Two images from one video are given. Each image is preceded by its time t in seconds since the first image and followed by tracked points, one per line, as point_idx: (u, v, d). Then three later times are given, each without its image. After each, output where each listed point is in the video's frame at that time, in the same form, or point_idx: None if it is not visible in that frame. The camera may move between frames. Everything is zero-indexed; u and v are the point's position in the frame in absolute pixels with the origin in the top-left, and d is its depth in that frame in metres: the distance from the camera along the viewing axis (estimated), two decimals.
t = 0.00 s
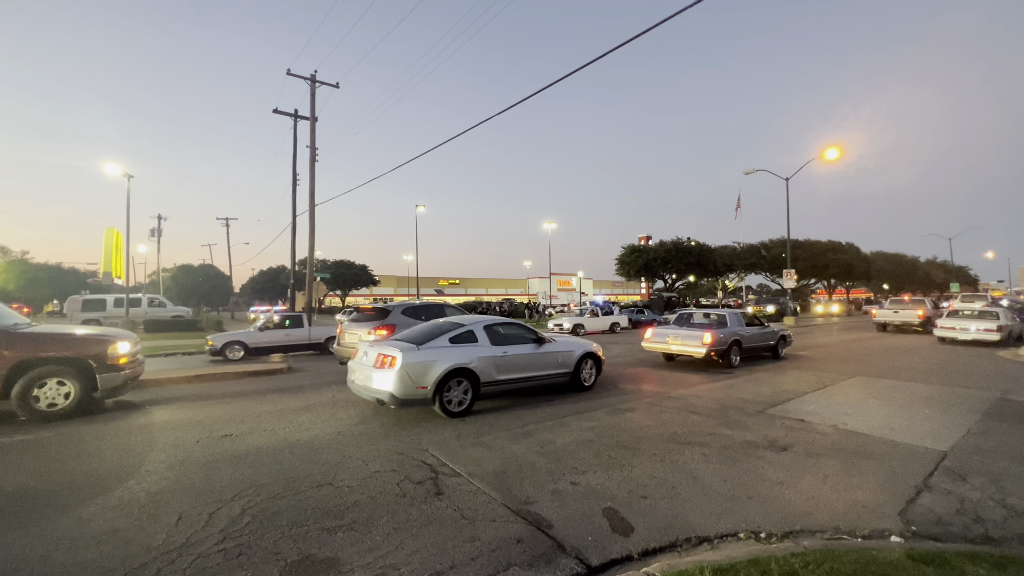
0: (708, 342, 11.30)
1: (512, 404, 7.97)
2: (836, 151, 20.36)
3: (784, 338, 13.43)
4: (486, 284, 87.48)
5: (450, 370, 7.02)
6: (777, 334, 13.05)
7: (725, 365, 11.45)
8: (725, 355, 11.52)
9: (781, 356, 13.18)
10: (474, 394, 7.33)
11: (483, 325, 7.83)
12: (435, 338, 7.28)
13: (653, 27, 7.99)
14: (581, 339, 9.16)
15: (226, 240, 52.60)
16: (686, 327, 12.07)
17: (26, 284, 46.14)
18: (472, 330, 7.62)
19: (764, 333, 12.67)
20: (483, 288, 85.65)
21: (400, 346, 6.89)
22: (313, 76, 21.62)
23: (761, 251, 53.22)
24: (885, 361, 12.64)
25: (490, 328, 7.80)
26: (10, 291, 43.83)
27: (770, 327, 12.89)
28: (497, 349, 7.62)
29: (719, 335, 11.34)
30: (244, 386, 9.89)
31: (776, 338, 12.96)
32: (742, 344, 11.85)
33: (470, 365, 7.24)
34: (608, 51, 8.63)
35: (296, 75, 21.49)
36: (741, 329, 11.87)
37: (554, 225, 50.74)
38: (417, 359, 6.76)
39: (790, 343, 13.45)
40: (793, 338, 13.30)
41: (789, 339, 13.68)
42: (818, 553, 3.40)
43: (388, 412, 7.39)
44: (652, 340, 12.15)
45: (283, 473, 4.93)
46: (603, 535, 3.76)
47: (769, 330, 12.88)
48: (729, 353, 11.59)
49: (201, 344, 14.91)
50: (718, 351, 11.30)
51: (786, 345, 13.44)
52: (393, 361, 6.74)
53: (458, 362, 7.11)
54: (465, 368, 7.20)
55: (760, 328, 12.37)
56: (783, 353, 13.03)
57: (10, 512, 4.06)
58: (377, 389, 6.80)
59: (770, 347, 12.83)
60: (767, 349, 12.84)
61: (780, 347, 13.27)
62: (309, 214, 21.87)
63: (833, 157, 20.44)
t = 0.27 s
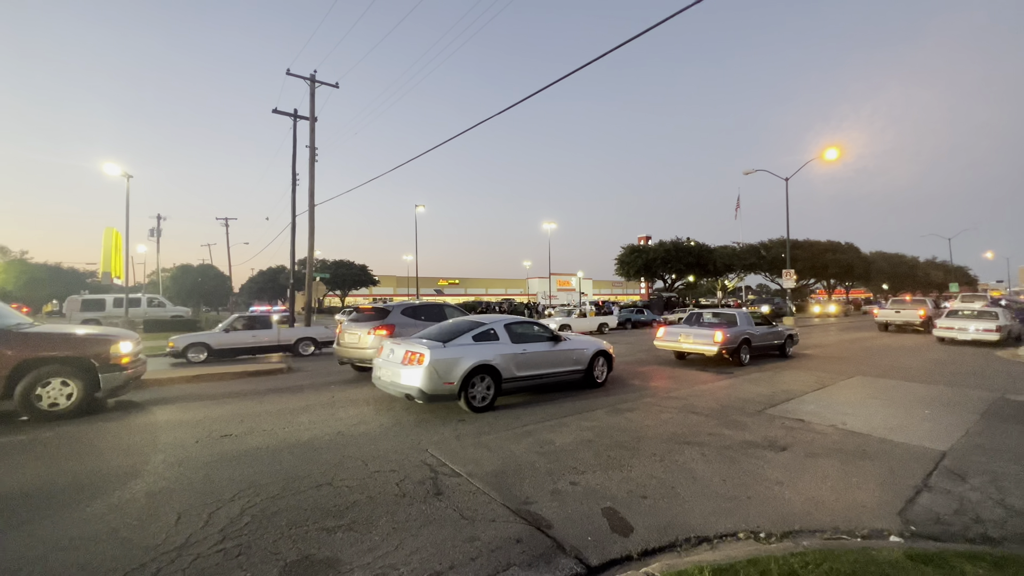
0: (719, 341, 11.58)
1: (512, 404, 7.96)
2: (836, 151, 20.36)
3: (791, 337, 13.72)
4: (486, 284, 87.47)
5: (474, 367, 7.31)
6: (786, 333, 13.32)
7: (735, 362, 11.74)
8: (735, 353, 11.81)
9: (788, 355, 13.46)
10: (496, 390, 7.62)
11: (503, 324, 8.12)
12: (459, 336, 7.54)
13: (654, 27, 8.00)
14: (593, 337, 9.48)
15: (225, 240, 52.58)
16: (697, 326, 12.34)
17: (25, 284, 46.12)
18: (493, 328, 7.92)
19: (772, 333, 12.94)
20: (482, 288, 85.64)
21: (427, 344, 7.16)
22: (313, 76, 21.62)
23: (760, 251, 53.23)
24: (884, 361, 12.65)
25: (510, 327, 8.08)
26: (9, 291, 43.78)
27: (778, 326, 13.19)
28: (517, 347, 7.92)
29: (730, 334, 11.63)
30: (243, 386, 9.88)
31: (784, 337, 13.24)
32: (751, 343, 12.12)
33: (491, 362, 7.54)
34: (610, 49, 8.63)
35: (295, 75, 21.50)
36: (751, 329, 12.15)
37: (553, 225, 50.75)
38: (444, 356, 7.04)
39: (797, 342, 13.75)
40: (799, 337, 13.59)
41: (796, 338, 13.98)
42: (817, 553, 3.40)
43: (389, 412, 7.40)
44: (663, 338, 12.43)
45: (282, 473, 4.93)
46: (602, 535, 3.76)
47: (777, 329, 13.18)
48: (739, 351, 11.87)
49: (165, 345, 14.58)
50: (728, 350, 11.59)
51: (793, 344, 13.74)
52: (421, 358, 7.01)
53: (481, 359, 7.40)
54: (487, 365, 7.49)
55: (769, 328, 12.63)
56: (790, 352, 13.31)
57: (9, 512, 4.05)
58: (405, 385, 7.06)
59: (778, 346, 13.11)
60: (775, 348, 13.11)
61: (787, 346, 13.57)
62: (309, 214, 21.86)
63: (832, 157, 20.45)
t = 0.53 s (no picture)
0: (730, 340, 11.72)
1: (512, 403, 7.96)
2: (836, 151, 20.38)
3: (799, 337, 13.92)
4: (485, 284, 87.52)
5: (498, 364, 7.60)
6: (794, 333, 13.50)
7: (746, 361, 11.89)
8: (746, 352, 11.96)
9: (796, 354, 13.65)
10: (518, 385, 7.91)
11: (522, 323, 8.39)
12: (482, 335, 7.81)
13: (655, 26, 8.01)
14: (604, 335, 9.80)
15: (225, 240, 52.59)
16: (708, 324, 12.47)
17: (25, 283, 46.11)
18: (514, 327, 8.20)
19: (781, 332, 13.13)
20: (482, 288, 85.66)
21: (453, 342, 7.42)
22: (313, 77, 21.63)
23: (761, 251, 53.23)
24: (884, 361, 12.65)
25: (529, 325, 8.36)
26: (9, 291, 43.77)
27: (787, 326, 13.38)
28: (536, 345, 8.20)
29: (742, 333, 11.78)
30: (243, 385, 9.88)
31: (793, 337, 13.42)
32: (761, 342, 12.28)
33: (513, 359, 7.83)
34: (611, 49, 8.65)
35: (296, 75, 21.51)
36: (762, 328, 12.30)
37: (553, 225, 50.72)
38: (470, 354, 7.32)
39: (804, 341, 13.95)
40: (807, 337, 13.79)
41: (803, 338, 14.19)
42: (817, 553, 3.40)
43: (390, 412, 7.39)
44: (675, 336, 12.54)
45: (282, 473, 4.93)
46: (602, 534, 3.76)
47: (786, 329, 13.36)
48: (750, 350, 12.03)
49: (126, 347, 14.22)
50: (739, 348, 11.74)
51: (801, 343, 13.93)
52: (449, 355, 7.28)
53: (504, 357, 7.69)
54: (510, 362, 7.78)
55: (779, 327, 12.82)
56: (798, 351, 13.51)
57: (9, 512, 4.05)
58: (432, 380, 7.32)
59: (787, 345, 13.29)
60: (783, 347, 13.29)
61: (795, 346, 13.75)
62: (309, 214, 21.86)
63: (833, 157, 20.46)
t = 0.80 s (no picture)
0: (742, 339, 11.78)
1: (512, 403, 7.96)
2: (837, 152, 20.36)
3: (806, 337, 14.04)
4: (486, 284, 87.53)
5: (522, 361, 7.85)
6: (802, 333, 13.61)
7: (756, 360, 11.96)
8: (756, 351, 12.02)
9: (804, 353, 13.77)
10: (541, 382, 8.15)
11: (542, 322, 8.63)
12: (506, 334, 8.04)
13: (656, 27, 8.01)
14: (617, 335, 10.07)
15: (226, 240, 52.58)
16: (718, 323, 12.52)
17: (25, 283, 46.10)
18: (536, 326, 8.43)
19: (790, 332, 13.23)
20: (482, 288, 85.64)
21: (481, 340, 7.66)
22: (314, 76, 21.63)
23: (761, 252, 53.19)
24: (884, 361, 12.65)
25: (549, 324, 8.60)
26: (9, 291, 43.78)
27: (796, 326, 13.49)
28: (557, 343, 8.45)
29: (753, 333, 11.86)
30: (244, 385, 9.87)
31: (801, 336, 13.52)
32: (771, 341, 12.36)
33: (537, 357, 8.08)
34: (611, 50, 8.68)
35: (296, 74, 21.50)
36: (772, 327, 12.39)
37: (554, 225, 50.63)
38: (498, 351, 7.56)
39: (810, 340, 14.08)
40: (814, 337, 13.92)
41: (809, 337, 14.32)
42: (818, 553, 3.40)
43: (390, 412, 7.39)
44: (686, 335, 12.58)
45: (283, 473, 4.94)
46: (602, 535, 3.76)
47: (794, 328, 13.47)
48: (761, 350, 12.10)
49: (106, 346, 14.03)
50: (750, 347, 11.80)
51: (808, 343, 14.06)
52: (478, 352, 7.53)
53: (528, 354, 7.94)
54: (533, 359, 8.02)
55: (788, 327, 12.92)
56: (806, 349, 13.65)
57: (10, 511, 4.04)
58: (462, 377, 7.55)
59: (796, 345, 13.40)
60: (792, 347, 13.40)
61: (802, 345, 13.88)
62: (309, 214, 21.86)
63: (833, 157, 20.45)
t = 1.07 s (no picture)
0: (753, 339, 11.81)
1: (513, 404, 7.96)
2: (838, 152, 20.34)
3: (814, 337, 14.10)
4: (486, 284, 87.52)
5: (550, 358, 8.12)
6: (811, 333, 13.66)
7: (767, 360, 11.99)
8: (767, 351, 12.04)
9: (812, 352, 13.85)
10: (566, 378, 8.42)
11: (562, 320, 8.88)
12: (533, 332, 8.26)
13: (658, 27, 8.01)
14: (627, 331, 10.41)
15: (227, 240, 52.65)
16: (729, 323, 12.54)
17: (26, 283, 46.16)
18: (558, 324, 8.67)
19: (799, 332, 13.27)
20: (483, 289, 85.65)
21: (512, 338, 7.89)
22: (315, 77, 21.65)
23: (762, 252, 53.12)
24: (885, 362, 12.62)
25: (570, 322, 8.85)
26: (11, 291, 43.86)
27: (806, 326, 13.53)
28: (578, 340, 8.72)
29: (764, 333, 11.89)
30: (245, 385, 9.88)
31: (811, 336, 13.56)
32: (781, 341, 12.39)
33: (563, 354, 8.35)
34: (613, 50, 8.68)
35: (297, 75, 21.54)
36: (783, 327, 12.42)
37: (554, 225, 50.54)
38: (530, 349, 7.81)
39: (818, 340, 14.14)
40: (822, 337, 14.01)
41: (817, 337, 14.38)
42: (819, 555, 3.39)
43: (391, 412, 7.39)
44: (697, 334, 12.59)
45: (284, 473, 4.94)
46: (603, 535, 3.75)
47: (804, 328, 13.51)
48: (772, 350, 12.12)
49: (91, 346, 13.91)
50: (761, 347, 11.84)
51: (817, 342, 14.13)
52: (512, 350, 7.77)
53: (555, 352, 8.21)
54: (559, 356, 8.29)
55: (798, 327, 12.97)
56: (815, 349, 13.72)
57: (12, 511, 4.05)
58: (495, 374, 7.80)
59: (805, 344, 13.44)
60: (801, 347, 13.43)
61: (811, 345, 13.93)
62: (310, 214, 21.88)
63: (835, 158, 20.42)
